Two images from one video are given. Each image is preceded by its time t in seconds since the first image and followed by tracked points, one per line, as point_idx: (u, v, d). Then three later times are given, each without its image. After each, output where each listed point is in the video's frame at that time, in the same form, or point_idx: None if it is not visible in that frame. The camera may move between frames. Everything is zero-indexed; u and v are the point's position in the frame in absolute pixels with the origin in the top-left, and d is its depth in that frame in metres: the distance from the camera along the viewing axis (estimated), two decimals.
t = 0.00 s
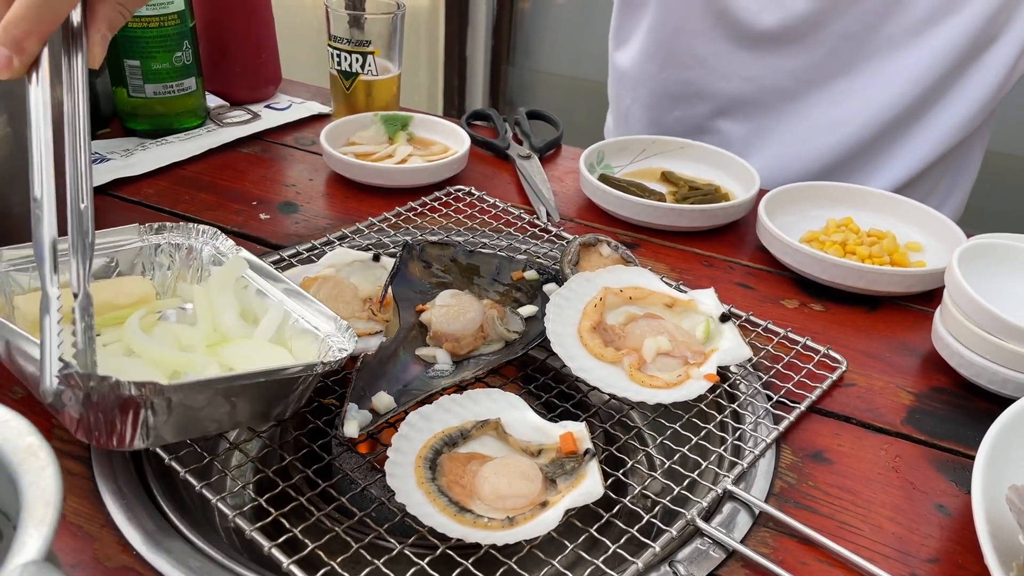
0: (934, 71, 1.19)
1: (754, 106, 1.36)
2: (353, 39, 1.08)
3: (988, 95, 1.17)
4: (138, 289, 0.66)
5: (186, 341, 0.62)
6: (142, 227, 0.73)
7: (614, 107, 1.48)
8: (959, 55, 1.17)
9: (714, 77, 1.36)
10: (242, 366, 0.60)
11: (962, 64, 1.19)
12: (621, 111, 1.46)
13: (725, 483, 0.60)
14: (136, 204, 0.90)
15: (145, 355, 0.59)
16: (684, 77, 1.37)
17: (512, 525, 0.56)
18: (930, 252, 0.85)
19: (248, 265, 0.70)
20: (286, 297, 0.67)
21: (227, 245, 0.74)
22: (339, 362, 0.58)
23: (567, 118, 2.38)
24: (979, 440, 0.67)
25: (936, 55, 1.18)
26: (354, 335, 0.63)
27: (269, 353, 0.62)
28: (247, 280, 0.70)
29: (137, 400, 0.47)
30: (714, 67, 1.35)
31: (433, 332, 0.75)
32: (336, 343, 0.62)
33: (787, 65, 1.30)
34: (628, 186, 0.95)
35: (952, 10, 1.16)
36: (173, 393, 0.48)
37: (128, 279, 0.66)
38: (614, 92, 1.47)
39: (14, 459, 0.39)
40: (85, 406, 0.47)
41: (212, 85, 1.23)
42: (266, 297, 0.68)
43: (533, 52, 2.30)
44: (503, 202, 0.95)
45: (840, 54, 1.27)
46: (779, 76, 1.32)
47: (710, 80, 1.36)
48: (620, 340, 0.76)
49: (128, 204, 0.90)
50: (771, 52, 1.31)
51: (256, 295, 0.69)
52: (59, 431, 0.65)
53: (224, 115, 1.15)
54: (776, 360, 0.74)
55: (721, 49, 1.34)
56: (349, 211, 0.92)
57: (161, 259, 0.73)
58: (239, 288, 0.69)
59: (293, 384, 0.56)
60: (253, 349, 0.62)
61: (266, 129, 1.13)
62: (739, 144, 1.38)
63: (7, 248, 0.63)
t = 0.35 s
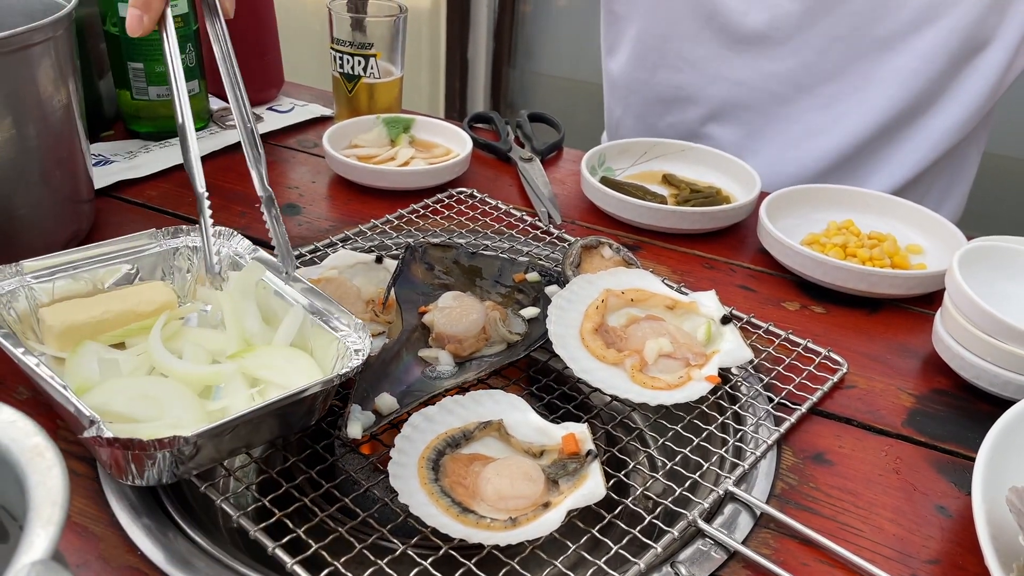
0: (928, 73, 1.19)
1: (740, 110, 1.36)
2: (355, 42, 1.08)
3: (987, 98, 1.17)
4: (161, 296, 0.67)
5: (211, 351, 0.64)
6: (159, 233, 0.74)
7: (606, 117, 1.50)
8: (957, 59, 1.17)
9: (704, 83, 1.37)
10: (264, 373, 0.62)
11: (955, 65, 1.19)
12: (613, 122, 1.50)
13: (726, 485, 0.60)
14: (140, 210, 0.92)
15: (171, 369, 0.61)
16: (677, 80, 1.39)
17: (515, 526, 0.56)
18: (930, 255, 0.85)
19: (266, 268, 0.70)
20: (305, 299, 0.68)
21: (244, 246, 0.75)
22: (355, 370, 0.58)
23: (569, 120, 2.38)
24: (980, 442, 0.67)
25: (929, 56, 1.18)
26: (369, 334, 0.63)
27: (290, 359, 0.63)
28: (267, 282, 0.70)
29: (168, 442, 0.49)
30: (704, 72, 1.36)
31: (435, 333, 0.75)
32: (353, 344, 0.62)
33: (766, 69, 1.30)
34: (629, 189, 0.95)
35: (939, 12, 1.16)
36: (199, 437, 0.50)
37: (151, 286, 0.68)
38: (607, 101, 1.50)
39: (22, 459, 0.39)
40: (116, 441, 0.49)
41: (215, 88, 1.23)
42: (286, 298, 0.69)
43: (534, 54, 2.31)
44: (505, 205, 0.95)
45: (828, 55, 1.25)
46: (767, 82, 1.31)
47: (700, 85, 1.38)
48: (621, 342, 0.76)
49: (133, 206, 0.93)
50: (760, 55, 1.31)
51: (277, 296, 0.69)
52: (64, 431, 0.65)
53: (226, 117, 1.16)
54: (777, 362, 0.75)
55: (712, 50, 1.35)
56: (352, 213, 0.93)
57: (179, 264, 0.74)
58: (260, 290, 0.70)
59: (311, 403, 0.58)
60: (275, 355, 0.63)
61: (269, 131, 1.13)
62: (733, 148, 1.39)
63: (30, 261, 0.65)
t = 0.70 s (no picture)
0: (926, 73, 1.19)
1: (743, 109, 1.36)
2: (357, 44, 1.08)
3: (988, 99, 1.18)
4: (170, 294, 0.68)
5: (220, 350, 0.65)
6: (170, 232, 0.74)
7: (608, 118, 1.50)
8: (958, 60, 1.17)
9: (706, 81, 1.37)
10: (271, 372, 0.62)
11: (954, 65, 1.19)
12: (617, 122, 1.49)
13: (726, 486, 0.60)
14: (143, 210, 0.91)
15: (179, 367, 0.61)
16: (679, 79, 1.39)
17: (515, 526, 0.56)
18: (931, 257, 0.85)
19: (276, 269, 0.71)
20: (313, 299, 0.69)
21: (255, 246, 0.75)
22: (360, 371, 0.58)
23: (571, 122, 2.39)
24: (980, 443, 0.67)
25: (928, 57, 1.18)
26: (374, 335, 0.63)
27: (299, 359, 0.63)
28: (276, 282, 0.71)
29: (173, 439, 0.50)
30: (706, 70, 1.37)
31: (436, 334, 0.76)
32: (359, 344, 0.62)
33: (770, 66, 1.31)
34: (630, 190, 0.95)
35: (937, 12, 1.16)
36: (203, 434, 0.50)
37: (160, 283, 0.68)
38: (612, 101, 1.49)
39: (25, 458, 0.40)
40: (120, 438, 0.49)
41: (216, 89, 1.23)
42: (295, 298, 0.69)
43: (536, 55, 2.31)
44: (506, 206, 0.95)
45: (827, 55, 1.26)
46: (768, 79, 1.32)
47: (703, 83, 1.38)
48: (622, 343, 0.76)
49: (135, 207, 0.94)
50: (764, 53, 1.31)
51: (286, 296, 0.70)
52: (66, 431, 0.66)
53: (229, 119, 1.16)
54: (778, 363, 0.75)
55: (713, 51, 1.35)
56: (354, 214, 0.93)
57: (190, 262, 0.75)
58: (270, 290, 0.70)
59: (316, 403, 0.58)
60: (283, 355, 0.64)
61: (271, 133, 1.13)
62: (736, 148, 1.39)
63: (42, 259, 0.66)
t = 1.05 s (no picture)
0: (935, 76, 1.19)
1: (756, 114, 1.36)
2: (361, 45, 1.09)
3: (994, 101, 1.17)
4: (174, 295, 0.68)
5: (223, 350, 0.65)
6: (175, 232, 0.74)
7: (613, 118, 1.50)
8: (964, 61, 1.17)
9: (713, 83, 1.37)
10: (274, 373, 0.62)
11: (960, 66, 1.19)
12: (625, 122, 1.49)
13: (731, 488, 0.60)
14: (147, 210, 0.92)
15: (182, 367, 0.61)
16: (688, 83, 1.38)
17: (518, 527, 0.56)
18: (936, 258, 0.85)
19: (281, 270, 0.71)
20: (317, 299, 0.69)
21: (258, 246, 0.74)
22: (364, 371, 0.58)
23: (574, 123, 2.39)
24: (984, 445, 0.67)
25: (934, 58, 1.17)
26: (378, 335, 0.63)
27: (302, 360, 0.63)
28: (280, 283, 0.71)
29: (175, 439, 0.50)
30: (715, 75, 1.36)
31: (440, 335, 0.76)
32: (363, 344, 0.62)
33: (781, 71, 1.30)
34: (634, 191, 0.95)
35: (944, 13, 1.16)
36: (206, 435, 0.50)
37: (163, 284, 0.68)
38: (618, 101, 1.49)
39: (30, 458, 0.40)
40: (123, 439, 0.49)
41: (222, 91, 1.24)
42: (299, 298, 0.69)
43: (539, 57, 2.31)
44: (510, 207, 0.95)
45: (840, 58, 1.25)
46: (778, 84, 1.31)
47: (713, 87, 1.37)
48: (626, 344, 0.76)
49: (137, 207, 0.94)
50: (771, 56, 1.30)
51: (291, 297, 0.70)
52: (70, 431, 0.66)
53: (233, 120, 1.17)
54: (782, 364, 0.75)
55: (723, 55, 1.34)
56: (357, 215, 0.93)
57: (195, 263, 0.75)
58: (274, 291, 0.70)
59: (320, 403, 0.58)
60: (287, 356, 0.64)
61: (275, 133, 1.13)
62: (741, 150, 1.38)
63: (47, 259, 0.66)
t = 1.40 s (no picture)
0: (945, 77, 1.19)
1: (767, 116, 1.36)
2: (370, 46, 1.08)
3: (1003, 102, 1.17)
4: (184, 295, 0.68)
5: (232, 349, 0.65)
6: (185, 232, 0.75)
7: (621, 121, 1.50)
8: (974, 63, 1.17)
9: (720, 85, 1.37)
10: (283, 372, 0.62)
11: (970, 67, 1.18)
12: (631, 127, 1.48)
13: (738, 488, 0.60)
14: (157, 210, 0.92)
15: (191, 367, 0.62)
16: (697, 87, 1.39)
17: (526, 526, 0.57)
18: (945, 259, 0.85)
19: (290, 269, 0.71)
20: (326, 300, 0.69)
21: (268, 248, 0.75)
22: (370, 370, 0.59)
23: (582, 123, 2.39)
24: (993, 446, 0.67)
25: (943, 59, 1.17)
26: (385, 334, 0.64)
27: (310, 360, 0.63)
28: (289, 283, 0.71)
29: (185, 442, 0.50)
30: (722, 79, 1.36)
31: (448, 335, 0.77)
32: (370, 344, 0.63)
33: (791, 74, 1.30)
34: (642, 192, 0.95)
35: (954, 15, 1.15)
36: (215, 437, 0.51)
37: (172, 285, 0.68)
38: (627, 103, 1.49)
39: (42, 456, 0.40)
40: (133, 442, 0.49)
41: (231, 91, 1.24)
42: (307, 298, 0.70)
43: (547, 57, 2.31)
44: (518, 207, 0.96)
45: (850, 62, 1.26)
46: (789, 90, 1.31)
47: (722, 90, 1.37)
48: (634, 345, 0.76)
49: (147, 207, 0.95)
50: (780, 60, 1.30)
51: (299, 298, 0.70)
52: (82, 430, 0.66)
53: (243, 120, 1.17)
54: (790, 365, 0.75)
55: (731, 58, 1.34)
56: (366, 215, 0.93)
57: (205, 262, 0.75)
58: (284, 291, 0.70)
59: (328, 403, 0.58)
60: (294, 355, 0.64)
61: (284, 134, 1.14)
62: (751, 153, 1.38)
63: (58, 259, 0.67)
